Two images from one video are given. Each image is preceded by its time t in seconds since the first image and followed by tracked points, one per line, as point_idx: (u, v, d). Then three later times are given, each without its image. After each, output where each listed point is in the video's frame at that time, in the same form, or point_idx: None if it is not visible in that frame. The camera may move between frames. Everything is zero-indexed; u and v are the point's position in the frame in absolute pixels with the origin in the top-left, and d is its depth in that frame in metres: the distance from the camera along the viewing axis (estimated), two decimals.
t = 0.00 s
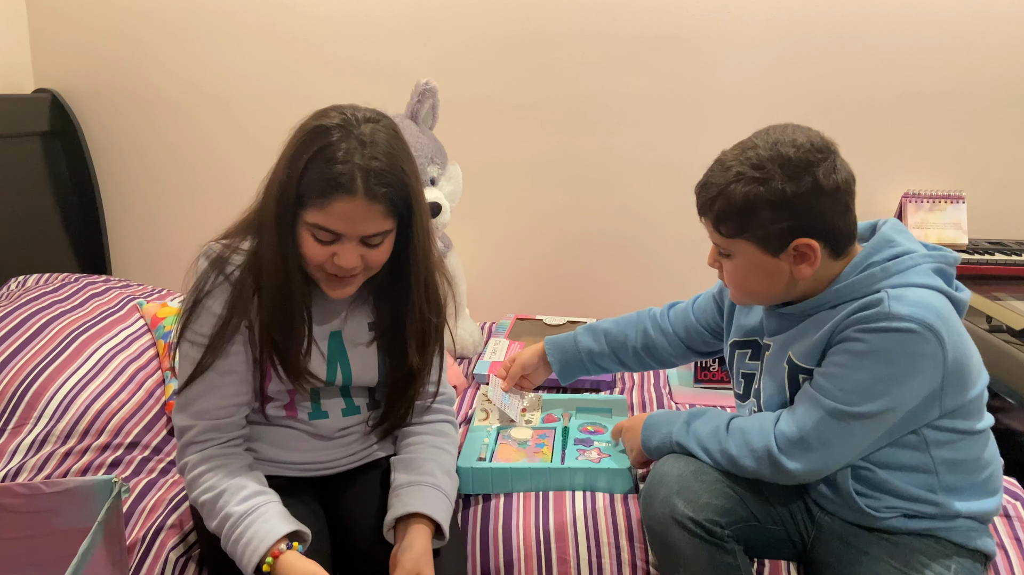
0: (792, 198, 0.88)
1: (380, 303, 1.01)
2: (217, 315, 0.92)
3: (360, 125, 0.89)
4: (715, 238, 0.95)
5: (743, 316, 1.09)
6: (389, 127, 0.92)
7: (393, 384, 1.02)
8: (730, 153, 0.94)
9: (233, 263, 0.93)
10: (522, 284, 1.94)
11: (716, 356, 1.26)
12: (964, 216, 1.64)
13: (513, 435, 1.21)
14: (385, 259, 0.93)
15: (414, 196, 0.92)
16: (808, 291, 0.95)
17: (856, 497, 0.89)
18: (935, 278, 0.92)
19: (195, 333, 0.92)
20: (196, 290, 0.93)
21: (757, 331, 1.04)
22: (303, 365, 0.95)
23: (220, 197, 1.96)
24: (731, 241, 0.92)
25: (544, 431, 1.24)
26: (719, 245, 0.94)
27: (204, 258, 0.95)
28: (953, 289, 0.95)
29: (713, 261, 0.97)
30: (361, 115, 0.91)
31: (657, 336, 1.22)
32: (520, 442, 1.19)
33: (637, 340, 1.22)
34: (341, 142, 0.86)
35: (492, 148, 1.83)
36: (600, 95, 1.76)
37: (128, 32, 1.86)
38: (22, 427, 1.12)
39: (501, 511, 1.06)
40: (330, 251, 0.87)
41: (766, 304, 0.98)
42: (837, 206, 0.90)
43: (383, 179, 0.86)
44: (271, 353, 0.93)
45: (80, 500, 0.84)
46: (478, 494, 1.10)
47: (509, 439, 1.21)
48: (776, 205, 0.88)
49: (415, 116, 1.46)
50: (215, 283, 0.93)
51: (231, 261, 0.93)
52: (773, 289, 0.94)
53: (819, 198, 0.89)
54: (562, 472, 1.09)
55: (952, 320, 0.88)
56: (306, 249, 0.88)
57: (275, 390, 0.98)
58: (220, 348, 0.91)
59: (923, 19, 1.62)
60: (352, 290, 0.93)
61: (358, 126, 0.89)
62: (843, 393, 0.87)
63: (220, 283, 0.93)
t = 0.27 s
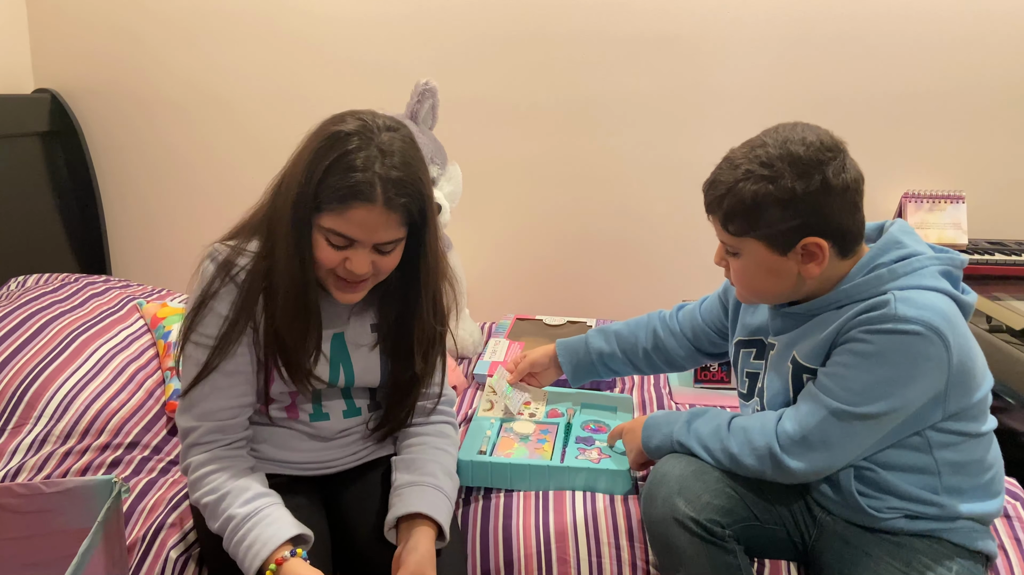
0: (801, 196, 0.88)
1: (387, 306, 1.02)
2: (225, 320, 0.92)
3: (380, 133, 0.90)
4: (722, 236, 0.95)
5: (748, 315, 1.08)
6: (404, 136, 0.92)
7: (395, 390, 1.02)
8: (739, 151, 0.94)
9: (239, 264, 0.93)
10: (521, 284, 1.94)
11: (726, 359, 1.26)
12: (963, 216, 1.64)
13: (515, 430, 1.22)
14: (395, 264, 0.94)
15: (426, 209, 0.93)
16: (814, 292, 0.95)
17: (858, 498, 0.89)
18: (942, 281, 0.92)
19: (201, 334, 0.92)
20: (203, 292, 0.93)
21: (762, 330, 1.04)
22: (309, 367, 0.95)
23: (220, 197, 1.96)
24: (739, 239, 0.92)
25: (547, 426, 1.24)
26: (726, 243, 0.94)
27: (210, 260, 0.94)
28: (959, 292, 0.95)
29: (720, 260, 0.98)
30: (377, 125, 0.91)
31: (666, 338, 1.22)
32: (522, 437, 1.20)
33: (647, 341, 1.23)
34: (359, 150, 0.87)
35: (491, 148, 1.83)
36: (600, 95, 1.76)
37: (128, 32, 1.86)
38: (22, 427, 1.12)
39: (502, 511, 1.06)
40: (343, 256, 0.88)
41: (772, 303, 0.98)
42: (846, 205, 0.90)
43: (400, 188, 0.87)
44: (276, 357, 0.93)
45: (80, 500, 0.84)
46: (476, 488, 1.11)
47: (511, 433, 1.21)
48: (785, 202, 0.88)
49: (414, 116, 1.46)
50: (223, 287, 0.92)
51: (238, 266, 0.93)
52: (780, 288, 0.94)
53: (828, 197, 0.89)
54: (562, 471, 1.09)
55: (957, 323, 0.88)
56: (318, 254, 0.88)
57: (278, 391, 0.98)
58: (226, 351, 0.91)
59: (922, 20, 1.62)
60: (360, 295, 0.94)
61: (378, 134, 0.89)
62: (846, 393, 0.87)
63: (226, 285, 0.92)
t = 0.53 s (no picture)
0: (803, 192, 0.88)
1: (385, 306, 1.02)
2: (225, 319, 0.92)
3: (377, 129, 0.89)
4: (724, 233, 0.95)
5: (750, 313, 1.08)
6: (399, 132, 0.91)
7: (395, 390, 1.03)
8: (742, 147, 0.94)
9: (239, 264, 0.93)
10: (521, 284, 1.94)
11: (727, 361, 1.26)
12: (962, 216, 1.64)
13: (515, 426, 1.22)
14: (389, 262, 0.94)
15: (422, 203, 0.92)
16: (816, 289, 0.95)
17: (859, 497, 0.89)
18: (944, 280, 0.92)
19: (200, 334, 0.92)
20: (202, 293, 0.93)
21: (763, 330, 1.04)
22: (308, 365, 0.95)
23: (219, 196, 1.96)
24: (741, 236, 0.92)
25: (547, 423, 1.24)
26: (728, 240, 0.94)
27: (209, 261, 0.95)
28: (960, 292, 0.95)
29: (722, 257, 0.98)
30: (375, 122, 0.90)
31: (668, 340, 1.22)
32: (521, 433, 1.20)
33: (648, 342, 1.23)
34: (356, 148, 0.86)
35: (491, 148, 1.83)
36: (599, 95, 1.76)
37: (126, 31, 1.86)
38: (21, 427, 1.12)
39: (501, 510, 1.06)
40: (338, 253, 0.88)
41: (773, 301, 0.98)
42: (848, 202, 0.90)
43: (398, 186, 0.87)
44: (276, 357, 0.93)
45: (79, 500, 0.84)
46: (474, 483, 1.12)
47: (511, 429, 1.21)
48: (787, 199, 0.88)
49: (414, 116, 1.46)
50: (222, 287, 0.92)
51: (236, 266, 0.93)
52: (782, 284, 0.93)
53: (831, 193, 0.89)
54: (564, 471, 1.09)
55: (958, 323, 0.88)
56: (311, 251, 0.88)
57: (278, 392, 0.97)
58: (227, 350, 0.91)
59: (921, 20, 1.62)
60: (353, 292, 0.94)
61: (376, 131, 0.89)
62: (847, 391, 0.87)
63: (226, 286, 0.92)
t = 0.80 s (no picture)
0: (803, 186, 0.88)
1: (376, 294, 1.04)
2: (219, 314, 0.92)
3: (363, 112, 0.92)
4: (725, 225, 0.95)
5: (749, 312, 1.08)
6: (385, 118, 0.94)
7: (389, 380, 1.04)
8: (743, 140, 0.94)
9: (230, 259, 0.94)
10: (520, 283, 1.94)
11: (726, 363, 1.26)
12: (960, 215, 1.64)
13: (514, 426, 1.22)
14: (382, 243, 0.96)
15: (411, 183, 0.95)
16: (815, 283, 0.96)
17: (855, 494, 0.89)
18: (941, 277, 0.92)
19: (193, 328, 0.92)
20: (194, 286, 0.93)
21: (763, 327, 1.04)
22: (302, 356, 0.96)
23: (218, 195, 1.96)
24: (741, 228, 0.92)
25: (547, 423, 1.24)
26: (729, 232, 0.95)
27: (200, 255, 0.96)
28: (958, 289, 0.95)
29: (722, 248, 0.98)
30: (361, 106, 0.93)
31: (668, 342, 1.22)
32: (521, 433, 1.20)
33: (648, 344, 1.22)
34: (343, 129, 0.89)
35: (489, 146, 1.83)
36: (597, 94, 1.76)
37: (125, 31, 1.86)
38: (20, 427, 1.12)
39: (499, 509, 1.06)
40: (332, 235, 0.90)
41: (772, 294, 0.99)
42: (848, 196, 0.90)
43: (386, 165, 0.90)
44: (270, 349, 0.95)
45: (77, 500, 0.84)
46: (474, 482, 1.12)
47: (511, 429, 1.22)
48: (787, 192, 0.89)
49: (412, 115, 1.46)
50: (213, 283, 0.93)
51: (228, 261, 0.94)
52: (781, 277, 0.94)
53: (831, 187, 0.89)
54: (561, 470, 1.09)
55: (954, 320, 0.88)
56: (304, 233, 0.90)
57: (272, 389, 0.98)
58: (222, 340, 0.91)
59: (919, 18, 1.62)
60: (349, 275, 0.96)
61: (361, 113, 0.92)
62: (843, 388, 0.87)
63: (218, 281, 0.93)
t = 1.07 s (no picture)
0: (810, 186, 0.88)
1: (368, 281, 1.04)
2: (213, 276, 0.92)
3: (343, 94, 0.94)
4: (729, 223, 0.95)
5: (750, 314, 1.08)
6: (367, 102, 0.95)
7: (377, 364, 1.03)
8: (750, 139, 0.94)
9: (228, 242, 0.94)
10: (518, 282, 1.94)
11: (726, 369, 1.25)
12: (959, 214, 1.65)
13: (511, 432, 1.22)
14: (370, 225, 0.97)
15: (395, 163, 0.96)
16: (816, 282, 0.96)
17: (857, 493, 0.89)
18: (942, 277, 0.92)
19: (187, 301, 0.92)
20: (191, 254, 0.94)
21: (765, 327, 1.04)
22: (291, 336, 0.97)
23: (215, 194, 1.95)
24: (746, 227, 0.92)
25: (544, 428, 1.24)
26: (733, 230, 0.94)
27: (198, 230, 0.96)
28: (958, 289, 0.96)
29: (726, 246, 0.98)
30: (343, 91, 0.94)
31: (668, 349, 1.21)
32: (518, 437, 1.19)
33: (649, 352, 1.22)
34: (325, 111, 0.90)
35: (487, 145, 1.83)
36: (596, 92, 1.76)
37: (122, 29, 1.85)
38: (16, 427, 1.12)
39: (498, 509, 1.05)
40: (321, 215, 0.90)
41: (773, 293, 0.98)
42: (854, 196, 0.90)
43: (369, 144, 0.91)
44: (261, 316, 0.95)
45: (75, 499, 0.84)
46: (472, 486, 1.11)
47: (508, 435, 1.21)
48: (794, 192, 0.88)
49: (411, 113, 1.45)
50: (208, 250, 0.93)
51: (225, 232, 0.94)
52: (785, 277, 0.94)
53: (838, 188, 0.89)
54: (559, 471, 1.09)
55: (955, 318, 0.88)
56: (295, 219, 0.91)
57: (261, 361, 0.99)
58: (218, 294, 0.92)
59: (918, 18, 1.63)
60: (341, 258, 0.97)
61: (341, 95, 0.93)
62: (846, 386, 0.87)
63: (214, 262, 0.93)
